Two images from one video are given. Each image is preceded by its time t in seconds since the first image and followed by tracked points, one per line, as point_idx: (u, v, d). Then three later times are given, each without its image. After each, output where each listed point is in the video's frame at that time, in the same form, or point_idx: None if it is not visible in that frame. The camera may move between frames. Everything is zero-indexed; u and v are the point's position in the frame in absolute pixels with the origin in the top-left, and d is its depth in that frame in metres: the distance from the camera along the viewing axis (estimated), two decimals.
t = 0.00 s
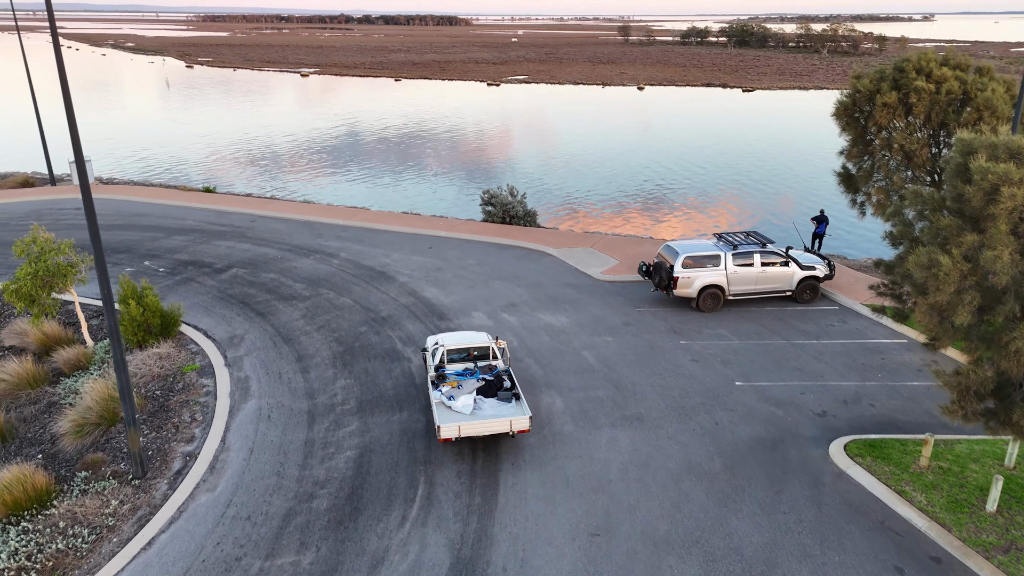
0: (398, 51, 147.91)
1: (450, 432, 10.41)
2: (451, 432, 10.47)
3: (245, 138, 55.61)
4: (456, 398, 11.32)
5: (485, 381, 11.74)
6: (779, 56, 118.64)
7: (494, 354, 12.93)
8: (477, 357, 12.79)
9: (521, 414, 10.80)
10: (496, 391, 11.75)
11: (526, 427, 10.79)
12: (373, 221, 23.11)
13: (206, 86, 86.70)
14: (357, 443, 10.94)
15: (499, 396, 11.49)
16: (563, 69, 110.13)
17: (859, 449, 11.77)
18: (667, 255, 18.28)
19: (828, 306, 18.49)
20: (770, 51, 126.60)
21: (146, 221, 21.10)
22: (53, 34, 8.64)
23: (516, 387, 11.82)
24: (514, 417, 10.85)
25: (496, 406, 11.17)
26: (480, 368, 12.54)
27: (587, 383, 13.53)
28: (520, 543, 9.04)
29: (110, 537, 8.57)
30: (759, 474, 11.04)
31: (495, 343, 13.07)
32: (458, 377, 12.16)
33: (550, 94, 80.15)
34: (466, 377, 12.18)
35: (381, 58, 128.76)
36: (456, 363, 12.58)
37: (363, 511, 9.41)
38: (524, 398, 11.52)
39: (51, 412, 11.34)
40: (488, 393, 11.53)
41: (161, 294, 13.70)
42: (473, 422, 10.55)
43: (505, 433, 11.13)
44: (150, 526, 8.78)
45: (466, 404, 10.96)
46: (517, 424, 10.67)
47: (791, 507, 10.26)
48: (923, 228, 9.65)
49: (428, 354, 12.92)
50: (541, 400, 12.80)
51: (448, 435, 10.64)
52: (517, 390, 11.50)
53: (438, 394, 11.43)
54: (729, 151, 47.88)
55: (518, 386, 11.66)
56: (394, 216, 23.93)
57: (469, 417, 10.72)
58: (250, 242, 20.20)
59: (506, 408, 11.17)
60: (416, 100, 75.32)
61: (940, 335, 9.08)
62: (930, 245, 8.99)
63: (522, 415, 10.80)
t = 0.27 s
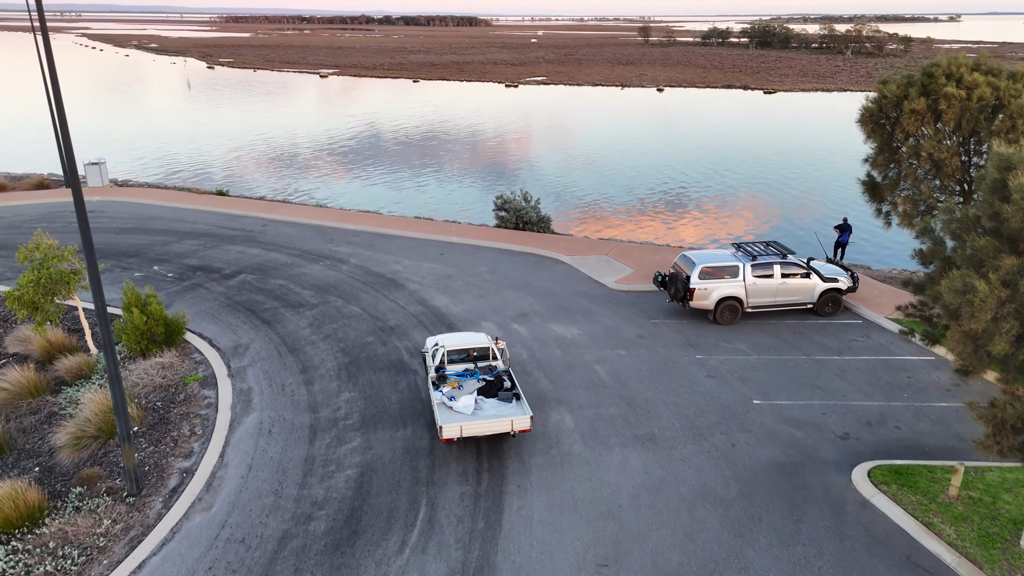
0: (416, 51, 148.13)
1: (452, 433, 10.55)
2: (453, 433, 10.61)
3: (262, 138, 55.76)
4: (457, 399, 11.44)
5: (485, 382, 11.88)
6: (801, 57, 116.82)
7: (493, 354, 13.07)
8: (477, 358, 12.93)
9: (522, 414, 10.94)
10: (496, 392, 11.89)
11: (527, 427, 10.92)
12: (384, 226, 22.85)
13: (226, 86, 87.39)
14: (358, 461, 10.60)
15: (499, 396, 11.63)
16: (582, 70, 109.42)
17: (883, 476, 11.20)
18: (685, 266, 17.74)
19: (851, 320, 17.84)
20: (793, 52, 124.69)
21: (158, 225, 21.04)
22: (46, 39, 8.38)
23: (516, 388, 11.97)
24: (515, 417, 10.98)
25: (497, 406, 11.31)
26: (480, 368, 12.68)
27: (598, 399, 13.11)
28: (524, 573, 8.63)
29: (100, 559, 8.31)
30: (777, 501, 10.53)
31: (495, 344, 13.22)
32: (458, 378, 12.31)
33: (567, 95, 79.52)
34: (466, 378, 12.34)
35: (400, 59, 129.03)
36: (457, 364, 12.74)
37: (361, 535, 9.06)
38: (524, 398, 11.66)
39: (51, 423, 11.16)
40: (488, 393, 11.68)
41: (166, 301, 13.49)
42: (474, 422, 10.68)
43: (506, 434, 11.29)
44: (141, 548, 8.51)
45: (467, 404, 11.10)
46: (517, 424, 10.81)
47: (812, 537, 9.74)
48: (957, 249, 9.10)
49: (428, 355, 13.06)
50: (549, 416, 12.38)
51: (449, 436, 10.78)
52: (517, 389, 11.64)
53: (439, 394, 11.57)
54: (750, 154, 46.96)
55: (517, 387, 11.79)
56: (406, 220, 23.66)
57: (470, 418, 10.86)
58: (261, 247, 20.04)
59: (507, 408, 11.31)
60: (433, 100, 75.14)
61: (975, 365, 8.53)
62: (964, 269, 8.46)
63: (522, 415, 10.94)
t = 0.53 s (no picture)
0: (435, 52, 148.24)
1: (454, 434, 10.72)
2: (455, 434, 10.78)
3: (279, 138, 55.83)
4: (458, 400, 11.59)
5: (485, 383, 12.05)
6: (824, 58, 114.72)
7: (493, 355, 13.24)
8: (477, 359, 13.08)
9: (523, 415, 11.12)
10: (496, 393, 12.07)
11: (528, 428, 11.10)
12: (396, 231, 22.55)
13: (246, 86, 87.96)
14: (359, 482, 10.23)
15: (500, 397, 11.80)
16: (601, 71, 108.50)
17: (912, 507, 10.60)
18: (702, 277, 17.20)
19: (876, 335, 17.15)
20: (816, 52, 122.64)
21: (169, 229, 20.92)
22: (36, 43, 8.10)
23: (516, 389, 12.14)
24: (516, 418, 11.15)
25: (498, 408, 11.48)
26: (480, 369, 12.82)
27: (610, 417, 12.63)
28: None
29: None
30: (797, 532, 9.98)
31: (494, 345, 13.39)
32: (459, 379, 12.44)
33: (586, 95, 78.77)
34: (466, 379, 12.49)
35: (419, 59, 129.06)
36: (457, 365, 12.84)
37: (358, 563, 8.69)
38: (525, 399, 11.85)
39: (49, 435, 10.95)
40: (489, 394, 11.85)
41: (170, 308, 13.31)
42: (476, 424, 10.84)
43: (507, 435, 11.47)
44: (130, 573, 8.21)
45: (468, 406, 11.26)
46: (519, 425, 10.98)
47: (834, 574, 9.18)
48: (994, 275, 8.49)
49: (428, 356, 13.19)
50: (559, 435, 11.93)
51: (451, 437, 10.95)
52: (517, 390, 11.83)
53: (440, 396, 11.73)
54: (771, 156, 45.95)
55: (517, 388, 11.97)
56: (419, 225, 23.34)
57: (472, 419, 11.02)
58: (271, 252, 19.84)
59: (508, 409, 11.48)
60: (451, 100, 74.89)
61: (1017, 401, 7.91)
62: (1004, 298, 7.85)
63: (523, 416, 11.12)
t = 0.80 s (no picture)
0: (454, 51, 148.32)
1: (455, 435, 10.72)
2: (456, 435, 10.78)
3: (297, 137, 55.90)
4: (459, 402, 11.59)
5: (485, 384, 12.06)
6: (849, 58, 112.65)
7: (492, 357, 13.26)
8: (476, 360, 13.09)
9: (524, 416, 11.12)
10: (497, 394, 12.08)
11: (529, 429, 11.11)
12: (408, 236, 22.24)
13: (266, 86, 88.47)
14: (359, 504, 9.86)
15: (500, 398, 11.81)
16: (620, 71, 107.50)
17: (942, 542, 9.99)
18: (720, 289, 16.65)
19: (902, 352, 16.45)
20: (839, 52, 120.60)
21: (181, 232, 20.81)
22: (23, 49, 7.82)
23: (516, 390, 12.15)
24: (517, 419, 11.15)
25: (499, 409, 11.49)
26: (480, 371, 12.83)
27: (622, 437, 12.15)
28: None
29: None
30: (818, 567, 9.43)
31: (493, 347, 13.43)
32: (460, 381, 12.43)
33: (604, 96, 78.02)
34: (466, 380, 12.49)
35: (438, 59, 129.07)
36: (457, 366, 12.83)
37: None
38: (525, 401, 11.87)
39: (48, 448, 10.75)
40: (489, 396, 11.86)
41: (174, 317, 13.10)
42: (477, 425, 10.84)
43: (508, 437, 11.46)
44: None
45: (469, 407, 11.26)
46: (520, 426, 10.98)
47: None
48: None
49: (428, 357, 13.19)
50: (569, 455, 11.47)
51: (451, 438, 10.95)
52: (518, 391, 11.85)
53: (441, 397, 11.73)
54: (794, 157, 44.89)
55: (518, 388, 11.98)
56: (431, 230, 23.00)
57: (473, 420, 11.02)
58: (281, 257, 19.63)
59: (509, 410, 11.50)
60: (468, 100, 74.62)
61: None
62: None
63: (524, 417, 11.13)
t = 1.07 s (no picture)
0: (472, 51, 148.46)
1: (456, 436, 10.78)
2: (457, 435, 10.83)
3: (313, 136, 55.92)
4: (460, 403, 11.65)
5: (485, 385, 12.14)
6: (873, 59, 110.52)
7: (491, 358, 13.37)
8: (475, 361, 13.18)
9: (525, 416, 11.18)
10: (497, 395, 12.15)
11: (530, 429, 11.15)
12: (419, 241, 21.92)
13: (286, 86, 88.93)
14: (358, 527, 9.50)
15: (500, 399, 11.89)
16: (639, 72, 106.46)
17: None
18: (739, 302, 16.08)
19: (930, 369, 15.75)
20: (863, 53, 118.50)
21: (192, 236, 20.70)
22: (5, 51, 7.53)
23: (516, 391, 12.22)
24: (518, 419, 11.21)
25: (499, 409, 11.55)
26: (479, 372, 12.91)
27: (634, 459, 11.65)
28: None
29: None
30: None
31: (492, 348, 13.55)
32: (460, 382, 12.50)
33: (622, 96, 77.24)
34: (466, 381, 12.56)
35: (456, 60, 128.96)
36: (457, 367, 12.91)
37: None
38: (525, 401, 11.93)
39: (45, 461, 10.54)
40: (490, 396, 11.92)
41: (177, 326, 12.86)
42: (478, 426, 10.88)
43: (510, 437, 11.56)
44: None
45: (469, 408, 11.32)
46: (521, 426, 11.04)
47: None
48: None
49: (428, 359, 13.25)
50: (578, 478, 11.01)
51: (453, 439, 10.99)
52: (517, 391, 11.91)
53: (441, 398, 11.79)
54: (816, 159, 43.88)
55: (517, 389, 12.04)
56: (443, 236, 22.65)
57: (473, 421, 11.07)
58: (291, 262, 19.40)
59: (510, 411, 11.57)
60: (485, 100, 74.34)
61: None
62: None
63: (525, 417, 11.19)
